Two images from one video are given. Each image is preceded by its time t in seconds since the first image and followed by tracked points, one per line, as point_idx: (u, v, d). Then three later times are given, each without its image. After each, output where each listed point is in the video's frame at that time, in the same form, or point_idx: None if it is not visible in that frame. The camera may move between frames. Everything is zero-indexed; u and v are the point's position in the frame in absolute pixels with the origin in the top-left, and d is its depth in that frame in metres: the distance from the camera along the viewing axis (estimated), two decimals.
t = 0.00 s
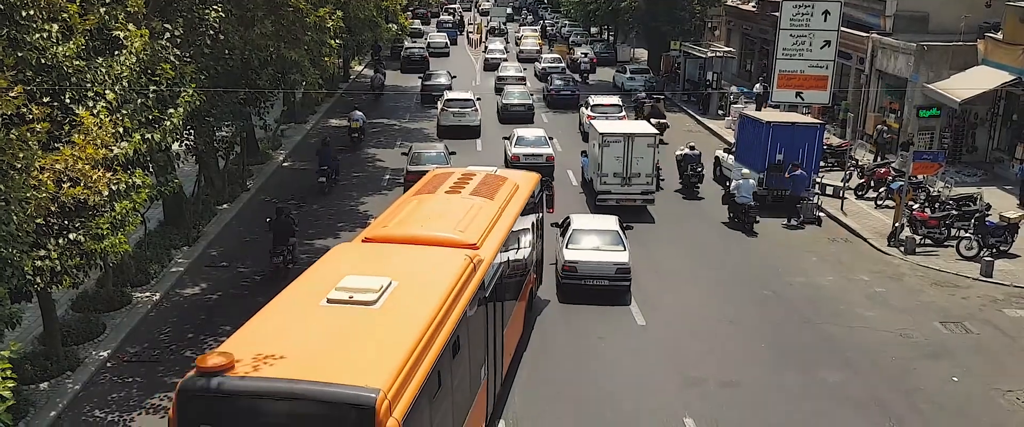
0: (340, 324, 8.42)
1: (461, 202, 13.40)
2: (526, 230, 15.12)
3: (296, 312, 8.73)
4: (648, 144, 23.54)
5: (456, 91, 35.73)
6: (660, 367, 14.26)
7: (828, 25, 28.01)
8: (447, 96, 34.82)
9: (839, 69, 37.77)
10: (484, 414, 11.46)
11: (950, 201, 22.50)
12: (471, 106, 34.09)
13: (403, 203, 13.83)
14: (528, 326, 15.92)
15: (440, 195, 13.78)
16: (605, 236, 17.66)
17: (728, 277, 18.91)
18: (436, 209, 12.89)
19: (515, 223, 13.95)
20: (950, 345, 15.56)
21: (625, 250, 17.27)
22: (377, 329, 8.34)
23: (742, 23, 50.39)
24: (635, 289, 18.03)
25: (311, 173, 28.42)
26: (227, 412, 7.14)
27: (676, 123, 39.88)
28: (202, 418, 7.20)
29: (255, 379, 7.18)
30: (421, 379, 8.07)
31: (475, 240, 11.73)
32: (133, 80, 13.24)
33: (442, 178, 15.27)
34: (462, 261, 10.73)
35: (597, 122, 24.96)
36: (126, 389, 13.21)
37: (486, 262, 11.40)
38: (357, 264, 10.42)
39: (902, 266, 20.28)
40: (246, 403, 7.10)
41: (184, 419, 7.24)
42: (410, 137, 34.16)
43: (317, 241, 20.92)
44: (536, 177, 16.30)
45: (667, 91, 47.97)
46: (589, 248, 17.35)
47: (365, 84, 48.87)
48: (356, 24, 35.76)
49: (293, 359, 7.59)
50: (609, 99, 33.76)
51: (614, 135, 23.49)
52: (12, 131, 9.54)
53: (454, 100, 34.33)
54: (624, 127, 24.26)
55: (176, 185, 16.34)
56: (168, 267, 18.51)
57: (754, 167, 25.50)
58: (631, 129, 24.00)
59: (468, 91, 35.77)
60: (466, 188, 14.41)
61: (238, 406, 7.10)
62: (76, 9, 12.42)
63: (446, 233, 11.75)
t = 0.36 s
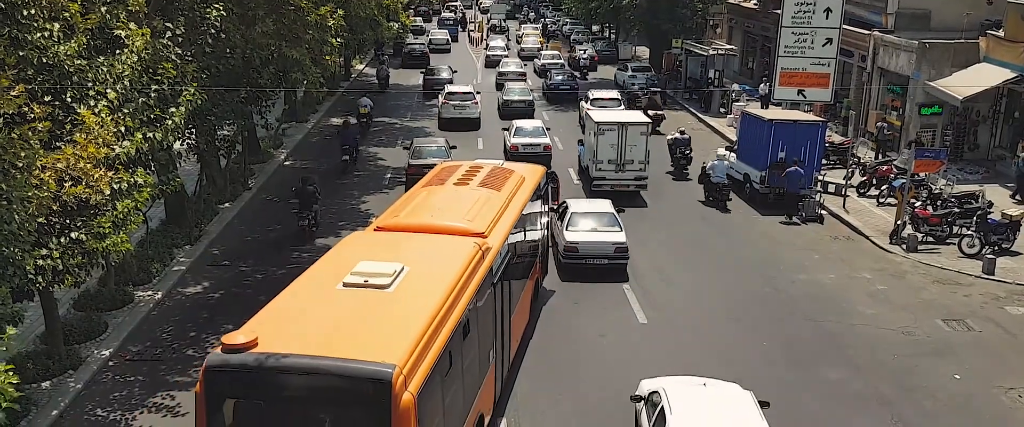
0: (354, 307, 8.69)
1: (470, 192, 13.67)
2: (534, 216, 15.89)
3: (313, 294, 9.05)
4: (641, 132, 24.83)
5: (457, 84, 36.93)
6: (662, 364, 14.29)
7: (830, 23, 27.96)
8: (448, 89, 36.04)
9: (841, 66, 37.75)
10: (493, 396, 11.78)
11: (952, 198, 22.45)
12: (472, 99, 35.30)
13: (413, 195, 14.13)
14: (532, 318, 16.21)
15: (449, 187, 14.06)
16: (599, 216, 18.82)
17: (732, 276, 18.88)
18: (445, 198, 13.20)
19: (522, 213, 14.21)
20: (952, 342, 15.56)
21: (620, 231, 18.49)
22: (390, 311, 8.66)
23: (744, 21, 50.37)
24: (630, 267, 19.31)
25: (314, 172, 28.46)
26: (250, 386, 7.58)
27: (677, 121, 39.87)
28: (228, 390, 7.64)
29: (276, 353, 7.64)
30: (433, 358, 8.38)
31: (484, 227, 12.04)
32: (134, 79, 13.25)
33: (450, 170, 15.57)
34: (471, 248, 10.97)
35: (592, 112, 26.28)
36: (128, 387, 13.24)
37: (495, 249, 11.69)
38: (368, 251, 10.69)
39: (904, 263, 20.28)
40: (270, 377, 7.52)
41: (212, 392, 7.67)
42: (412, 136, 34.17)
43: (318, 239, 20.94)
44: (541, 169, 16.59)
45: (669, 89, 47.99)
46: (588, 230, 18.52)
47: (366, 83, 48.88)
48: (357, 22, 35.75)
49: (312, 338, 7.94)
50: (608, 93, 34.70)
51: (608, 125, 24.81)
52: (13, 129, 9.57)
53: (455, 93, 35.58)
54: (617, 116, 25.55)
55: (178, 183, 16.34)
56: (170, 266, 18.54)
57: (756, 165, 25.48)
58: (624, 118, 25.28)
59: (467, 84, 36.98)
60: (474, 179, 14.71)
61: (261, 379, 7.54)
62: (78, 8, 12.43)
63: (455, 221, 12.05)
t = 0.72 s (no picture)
0: (366, 291, 9.15)
1: (476, 184, 14.14)
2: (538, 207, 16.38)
3: (328, 279, 9.51)
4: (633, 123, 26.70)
5: (459, 79, 38.27)
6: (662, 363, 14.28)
7: (831, 22, 27.94)
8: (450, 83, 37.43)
9: (841, 65, 37.75)
10: (499, 378, 12.25)
11: (952, 197, 22.44)
12: (470, 94, 36.64)
13: (421, 186, 14.61)
14: (534, 312, 16.43)
15: (455, 178, 14.54)
16: (591, 199, 20.17)
17: (733, 275, 18.86)
18: (453, 190, 13.70)
19: (526, 204, 14.66)
20: (952, 341, 15.58)
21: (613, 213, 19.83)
22: (401, 293, 9.14)
23: (744, 20, 50.38)
24: (622, 249, 20.50)
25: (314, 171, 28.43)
26: (271, 363, 8.04)
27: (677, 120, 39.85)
28: (250, 367, 8.10)
29: (297, 332, 8.08)
30: (443, 338, 8.84)
31: (489, 218, 12.50)
32: (134, 77, 13.26)
33: (457, 163, 16.07)
34: (477, 236, 11.41)
35: (588, 104, 28.13)
36: (128, 386, 13.24)
37: (501, 238, 12.13)
38: (380, 239, 11.15)
39: (904, 262, 20.29)
40: (289, 354, 7.98)
41: (234, 368, 8.14)
42: (412, 134, 34.16)
43: (318, 238, 20.95)
44: (547, 163, 16.99)
45: (669, 88, 47.97)
46: (583, 214, 19.77)
47: (366, 81, 48.87)
48: (358, 21, 35.75)
49: (328, 319, 8.41)
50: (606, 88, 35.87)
51: (602, 116, 26.71)
52: (13, 128, 9.59)
53: (455, 86, 37.02)
54: (611, 108, 27.39)
55: (178, 182, 16.32)
56: (170, 264, 18.53)
57: (756, 163, 25.46)
58: (618, 109, 27.15)
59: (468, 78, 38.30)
60: (481, 172, 15.17)
61: (283, 356, 7.99)
62: (78, 7, 12.43)
63: (462, 211, 12.56)
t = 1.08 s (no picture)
0: (378, 276, 9.69)
1: (479, 178, 14.75)
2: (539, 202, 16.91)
3: (341, 265, 10.08)
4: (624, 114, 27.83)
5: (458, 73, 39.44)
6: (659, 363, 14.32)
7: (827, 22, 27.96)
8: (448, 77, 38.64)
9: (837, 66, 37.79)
10: (503, 362, 12.78)
11: (949, 197, 22.47)
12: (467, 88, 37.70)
13: (427, 179, 15.24)
14: (534, 309, 16.59)
15: (459, 173, 15.16)
16: (580, 187, 21.63)
17: (729, 275, 18.88)
18: (457, 184, 14.25)
19: (528, 197, 15.25)
20: (948, 341, 15.61)
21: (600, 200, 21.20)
22: (412, 278, 9.67)
23: (741, 20, 50.41)
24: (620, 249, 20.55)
25: (311, 171, 28.38)
26: (288, 342, 8.56)
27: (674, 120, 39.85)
28: (268, 346, 8.60)
29: (312, 312, 8.60)
30: (451, 320, 9.35)
31: (493, 209, 13.11)
32: (131, 77, 13.24)
33: (461, 158, 16.68)
34: (481, 227, 11.99)
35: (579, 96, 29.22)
36: (125, 385, 13.22)
37: (504, 228, 12.72)
38: (389, 228, 11.74)
39: (901, 262, 20.32)
40: (305, 332, 8.49)
41: (253, 347, 8.63)
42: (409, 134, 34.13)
43: (315, 237, 20.93)
44: (548, 158, 17.50)
45: (666, 88, 47.97)
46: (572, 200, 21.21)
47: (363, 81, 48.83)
48: (354, 20, 35.71)
49: (342, 302, 8.92)
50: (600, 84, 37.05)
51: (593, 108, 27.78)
52: (10, 126, 9.58)
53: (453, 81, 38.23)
54: (602, 99, 28.49)
55: (174, 182, 16.28)
56: (167, 264, 18.51)
57: (753, 164, 25.45)
58: (609, 100, 28.24)
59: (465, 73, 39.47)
60: (484, 167, 15.71)
61: (300, 334, 8.51)
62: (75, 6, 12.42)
63: (467, 203, 13.11)
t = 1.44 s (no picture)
0: (390, 260, 10.11)
1: (485, 170, 15.21)
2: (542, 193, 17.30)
3: (355, 249, 10.52)
4: (616, 105, 29.36)
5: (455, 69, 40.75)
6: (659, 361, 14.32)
7: (826, 21, 27.94)
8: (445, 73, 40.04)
9: (836, 64, 37.82)
10: (508, 348, 13.21)
11: (947, 196, 22.51)
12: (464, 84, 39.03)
13: (434, 170, 15.71)
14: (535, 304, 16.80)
15: (465, 165, 15.62)
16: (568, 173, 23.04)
17: (728, 274, 18.88)
18: (463, 175, 14.72)
19: (533, 189, 15.69)
20: (946, 340, 15.62)
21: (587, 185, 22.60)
22: (423, 261, 10.12)
23: (739, 19, 50.41)
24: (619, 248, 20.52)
25: (309, 169, 28.39)
26: (304, 322, 9.02)
27: (673, 119, 39.84)
28: (286, 325, 9.07)
29: (327, 294, 9.06)
30: (460, 301, 9.79)
31: (500, 199, 13.56)
32: (128, 75, 13.18)
33: (467, 151, 17.14)
34: (489, 215, 12.43)
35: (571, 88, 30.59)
36: (123, 384, 13.20)
37: (510, 217, 13.17)
38: (399, 216, 12.18)
39: (898, 261, 20.33)
40: (321, 312, 8.96)
41: (271, 326, 9.11)
42: (407, 132, 34.09)
43: (313, 236, 20.92)
44: (552, 151, 17.93)
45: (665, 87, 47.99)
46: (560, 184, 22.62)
47: (361, 80, 48.80)
48: (353, 19, 35.67)
49: (357, 282, 9.36)
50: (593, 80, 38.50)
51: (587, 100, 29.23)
52: (7, 125, 9.57)
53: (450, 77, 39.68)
54: (594, 91, 29.91)
55: (171, 181, 16.23)
56: (165, 263, 18.48)
57: (751, 163, 25.45)
58: (601, 93, 29.65)
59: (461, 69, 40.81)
60: (489, 160, 16.16)
61: (315, 315, 8.97)
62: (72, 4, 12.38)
63: (473, 193, 13.59)
